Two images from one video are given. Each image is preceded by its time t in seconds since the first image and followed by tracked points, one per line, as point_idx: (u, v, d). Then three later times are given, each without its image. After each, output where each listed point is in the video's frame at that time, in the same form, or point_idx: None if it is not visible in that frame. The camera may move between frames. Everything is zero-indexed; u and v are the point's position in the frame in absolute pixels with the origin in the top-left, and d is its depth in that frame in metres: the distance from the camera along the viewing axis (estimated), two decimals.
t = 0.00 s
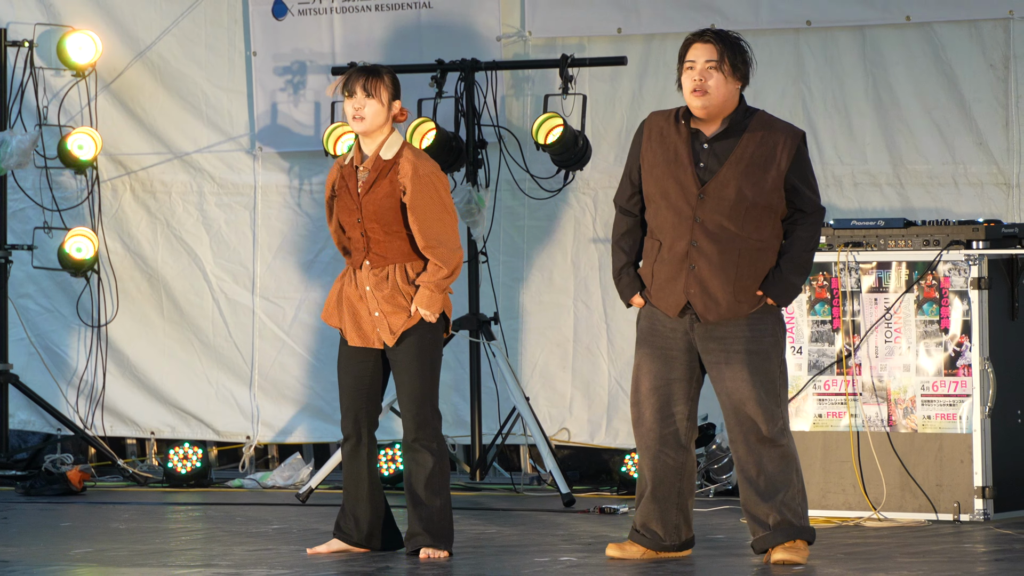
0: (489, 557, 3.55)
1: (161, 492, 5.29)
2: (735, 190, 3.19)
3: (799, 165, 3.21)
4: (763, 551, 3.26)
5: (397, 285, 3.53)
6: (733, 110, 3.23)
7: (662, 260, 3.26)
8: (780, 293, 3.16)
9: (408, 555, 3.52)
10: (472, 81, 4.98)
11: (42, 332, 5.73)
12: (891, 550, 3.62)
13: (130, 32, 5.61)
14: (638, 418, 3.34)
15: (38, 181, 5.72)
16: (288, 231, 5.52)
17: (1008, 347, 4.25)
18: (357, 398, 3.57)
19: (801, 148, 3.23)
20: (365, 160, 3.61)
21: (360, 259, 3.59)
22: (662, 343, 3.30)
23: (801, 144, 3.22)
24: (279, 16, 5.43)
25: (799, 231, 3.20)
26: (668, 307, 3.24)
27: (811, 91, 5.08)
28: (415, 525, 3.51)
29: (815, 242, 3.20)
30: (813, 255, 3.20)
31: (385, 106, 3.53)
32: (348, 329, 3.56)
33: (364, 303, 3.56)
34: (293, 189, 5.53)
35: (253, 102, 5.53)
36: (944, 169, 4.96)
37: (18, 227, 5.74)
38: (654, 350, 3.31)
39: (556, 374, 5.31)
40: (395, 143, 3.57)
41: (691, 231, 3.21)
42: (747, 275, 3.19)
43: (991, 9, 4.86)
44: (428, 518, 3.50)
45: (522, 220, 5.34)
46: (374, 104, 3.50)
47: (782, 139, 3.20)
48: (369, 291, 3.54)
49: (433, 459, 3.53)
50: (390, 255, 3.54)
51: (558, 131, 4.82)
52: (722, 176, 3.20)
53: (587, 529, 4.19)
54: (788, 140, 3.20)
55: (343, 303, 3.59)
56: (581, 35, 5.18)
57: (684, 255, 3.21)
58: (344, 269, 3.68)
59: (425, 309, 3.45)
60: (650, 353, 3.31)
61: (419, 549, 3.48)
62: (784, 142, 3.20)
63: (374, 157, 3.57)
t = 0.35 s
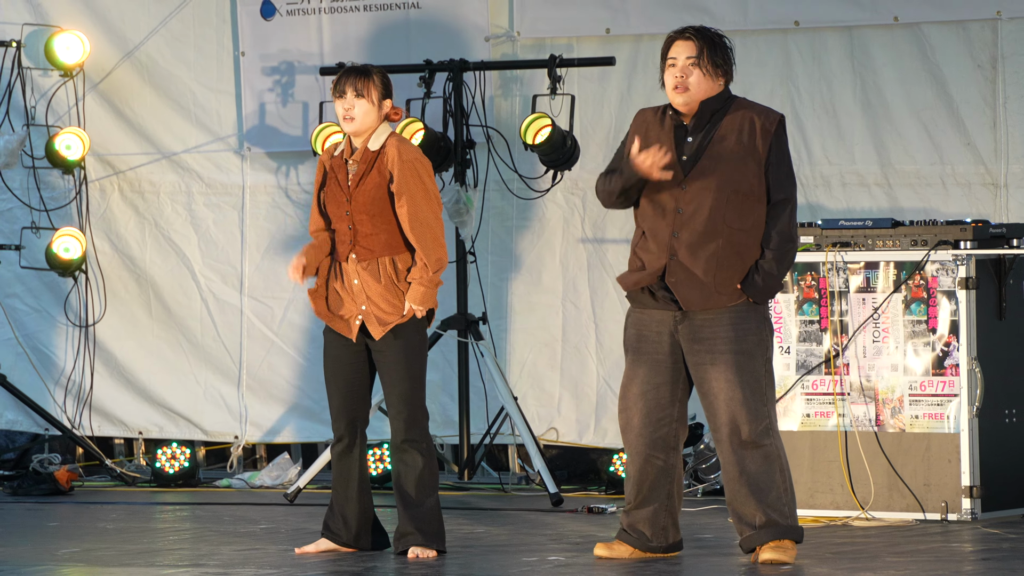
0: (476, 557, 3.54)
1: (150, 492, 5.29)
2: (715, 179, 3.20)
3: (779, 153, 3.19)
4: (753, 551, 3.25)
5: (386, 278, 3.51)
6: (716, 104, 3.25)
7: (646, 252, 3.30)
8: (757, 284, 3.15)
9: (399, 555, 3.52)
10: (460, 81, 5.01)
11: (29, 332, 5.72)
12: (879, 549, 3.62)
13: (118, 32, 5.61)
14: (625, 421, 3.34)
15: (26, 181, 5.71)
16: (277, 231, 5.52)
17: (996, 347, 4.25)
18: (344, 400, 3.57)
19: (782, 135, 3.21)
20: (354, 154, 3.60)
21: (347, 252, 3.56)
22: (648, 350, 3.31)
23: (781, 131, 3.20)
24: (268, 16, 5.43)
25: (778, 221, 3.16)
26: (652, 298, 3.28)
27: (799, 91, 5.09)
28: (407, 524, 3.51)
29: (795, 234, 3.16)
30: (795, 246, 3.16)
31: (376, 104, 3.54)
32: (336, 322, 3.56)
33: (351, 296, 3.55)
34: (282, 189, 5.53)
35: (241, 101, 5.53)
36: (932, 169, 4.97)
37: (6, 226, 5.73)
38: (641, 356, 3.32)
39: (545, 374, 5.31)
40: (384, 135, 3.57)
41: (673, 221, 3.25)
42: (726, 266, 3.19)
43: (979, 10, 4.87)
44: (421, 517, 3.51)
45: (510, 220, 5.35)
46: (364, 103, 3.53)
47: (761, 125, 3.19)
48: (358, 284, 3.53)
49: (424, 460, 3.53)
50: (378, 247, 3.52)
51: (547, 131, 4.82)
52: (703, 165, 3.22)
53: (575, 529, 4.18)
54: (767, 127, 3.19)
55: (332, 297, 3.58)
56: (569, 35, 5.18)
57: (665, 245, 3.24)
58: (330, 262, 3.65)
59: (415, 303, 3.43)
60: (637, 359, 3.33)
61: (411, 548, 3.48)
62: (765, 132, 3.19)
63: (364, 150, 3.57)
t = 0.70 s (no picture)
0: (464, 556, 3.53)
1: (140, 492, 5.29)
2: (705, 178, 3.22)
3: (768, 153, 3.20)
4: (742, 552, 3.25)
5: (373, 277, 3.51)
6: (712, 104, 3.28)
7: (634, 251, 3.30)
8: (744, 284, 3.15)
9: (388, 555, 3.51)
10: (449, 80, 5.02)
11: (18, 332, 5.72)
12: (868, 549, 3.61)
13: (107, 31, 5.60)
14: (615, 421, 3.34)
15: (14, 180, 5.70)
16: (266, 231, 5.53)
17: (984, 346, 4.24)
18: (333, 400, 3.56)
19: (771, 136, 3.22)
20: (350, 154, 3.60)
21: (337, 249, 3.56)
22: (640, 350, 3.31)
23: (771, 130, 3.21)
24: (257, 15, 5.43)
25: (764, 222, 3.17)
26: (635, 295, 3.26)
27: (788, 90, 5.10)
28: (395, 524, 3.50)
29: (781, 236, 3.17)
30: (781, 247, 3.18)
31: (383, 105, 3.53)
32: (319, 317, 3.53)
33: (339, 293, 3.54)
34: (271, 189, 5.53)
35: (230, 100, 5.52)
36: (920, 168, 4.98)
37: None
38: (631, 357, 3.32)
39: (535, 374, 5.31)
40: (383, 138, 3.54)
41: (663, 219, 3.25)
42: (715, 265, 3.19)
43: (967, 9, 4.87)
44: (409, 516, 3.50)
45: (500, 219, 5.35)
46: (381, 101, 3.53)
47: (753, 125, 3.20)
48: (346, 281, 3.52)
49: (411, 460, 3.51)
50: (367, 247, 3.53)
51: (535, 131, 4.80)
52: (694, 163, 3.23)
53: (564, 529, 4.18)
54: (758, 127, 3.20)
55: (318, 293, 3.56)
56: (558, 35, 5.19)
57: (655, 242, 3.24)
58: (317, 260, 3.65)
59: (401, 304, 3.46)
60: (628, 360, 3.33)
61: (399, 548, 3.47)
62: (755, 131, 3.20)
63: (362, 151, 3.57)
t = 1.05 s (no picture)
0: (458, 556, 3.52)
1: (134, 492, 5.28)
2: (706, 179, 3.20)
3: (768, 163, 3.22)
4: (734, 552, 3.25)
5: (372, 283, 3.52)
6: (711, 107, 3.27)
7: (630, 243, 3.29)
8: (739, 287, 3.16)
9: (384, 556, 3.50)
10: (443, 80, 5.03)
11: (11, 332, 5.72)
12: (862, 548, 3.60)
13: (101, 31, 5.60)
14: (610, 422, 3.34)
15: (8, 180, 5.70)
16: (261, 230, 5.52)
17: (978, 346, 4.24)
18: (325, 402, 3.56)
19: (769, 147, 3.24)
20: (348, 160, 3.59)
21: (334, 254, 3.55)
22: (634, 350, 3.31)
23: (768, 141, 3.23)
24: (251, 15, 5.43)
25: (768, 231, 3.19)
26: (628, 288, 3.26)
27: (782, 90, 5.10)
28: (390, 524, 3.50)
29: (779, 243, 3.18)
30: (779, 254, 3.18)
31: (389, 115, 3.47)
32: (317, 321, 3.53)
33: (336, 298, 3.53)
34: (265, 188, 5.53)
35: (224, 100, 5.52)
36: (914, 168, 4.98)
37: None
38: (627, 356, 3.32)
39: (529, 373, 5.31)
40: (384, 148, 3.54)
41: (659, 215, 3.24)
42: (711, 266, 3.18)
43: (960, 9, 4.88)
44: (404, 515, 3.49)
45: (494, 219, 5.35)
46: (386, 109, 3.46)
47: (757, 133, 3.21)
48: (345, 286, 3.52)
49: (406, 459, 3.50)
50: (367, 254, 3.54)
51: (530, 131, 4.81)
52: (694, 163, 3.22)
53: (557, 529, 4.17)
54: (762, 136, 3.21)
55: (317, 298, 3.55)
56: (553, 35, 5.19)
57: (651, 237, 3.23)
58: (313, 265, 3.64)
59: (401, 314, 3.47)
60: (623, 359, 3.33)
61: (395, 547, 3.47)
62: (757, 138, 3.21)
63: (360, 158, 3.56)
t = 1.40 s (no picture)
0: (457, 555, 3.52)
1: (134, 492, 5.28)
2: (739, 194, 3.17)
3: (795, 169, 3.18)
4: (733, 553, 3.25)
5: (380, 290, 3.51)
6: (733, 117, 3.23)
7: (659, 258, 3.24)
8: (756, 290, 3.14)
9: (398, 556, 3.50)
10: (442, 81, 5.04)
11: (11, 332, 5.72)
12: (862, 549, 3.60)
13: (100, 31, 5.61)
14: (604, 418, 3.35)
15: (8, 180, 5.70)
16: (260, 231, 5.53)
17: (978, 346, 4.24)
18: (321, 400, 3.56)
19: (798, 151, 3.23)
20: (380, 167, 3.57)
21: (348, 258, 3.54)
22: (628, 347, 3.32)
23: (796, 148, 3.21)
24: (251, 15, 5.44)
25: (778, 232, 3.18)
26: (662, 306, 3.21)
27: (782, 90, 5.10)
28: (403, 527, 3.49)
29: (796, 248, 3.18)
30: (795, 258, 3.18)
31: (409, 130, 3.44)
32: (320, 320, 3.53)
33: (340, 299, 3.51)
34: (265, 189, 5.52)
35: (223, 100, 5.52)
36: (914, 169, 4.98)
37: None
38: (622, 353, 3.33)
39: (529, 374, 5.31)
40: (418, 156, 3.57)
41: (691, 232, 3.20)
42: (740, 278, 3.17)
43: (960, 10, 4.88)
44: (409, 513, 3.48)
45: (494, 219, 5.35)
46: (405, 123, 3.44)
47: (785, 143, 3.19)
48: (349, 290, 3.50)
49: (405, 458, 3.50)
50: (381, 262, 3.53)
51: (529, 131, 4.82)
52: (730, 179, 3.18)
53: (556, 529, 4.17)
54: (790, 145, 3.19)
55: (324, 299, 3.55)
56: (553, 35, 5.19)
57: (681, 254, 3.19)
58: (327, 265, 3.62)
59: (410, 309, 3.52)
60: (618, 357, 3.34)
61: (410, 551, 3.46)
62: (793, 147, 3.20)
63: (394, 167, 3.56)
